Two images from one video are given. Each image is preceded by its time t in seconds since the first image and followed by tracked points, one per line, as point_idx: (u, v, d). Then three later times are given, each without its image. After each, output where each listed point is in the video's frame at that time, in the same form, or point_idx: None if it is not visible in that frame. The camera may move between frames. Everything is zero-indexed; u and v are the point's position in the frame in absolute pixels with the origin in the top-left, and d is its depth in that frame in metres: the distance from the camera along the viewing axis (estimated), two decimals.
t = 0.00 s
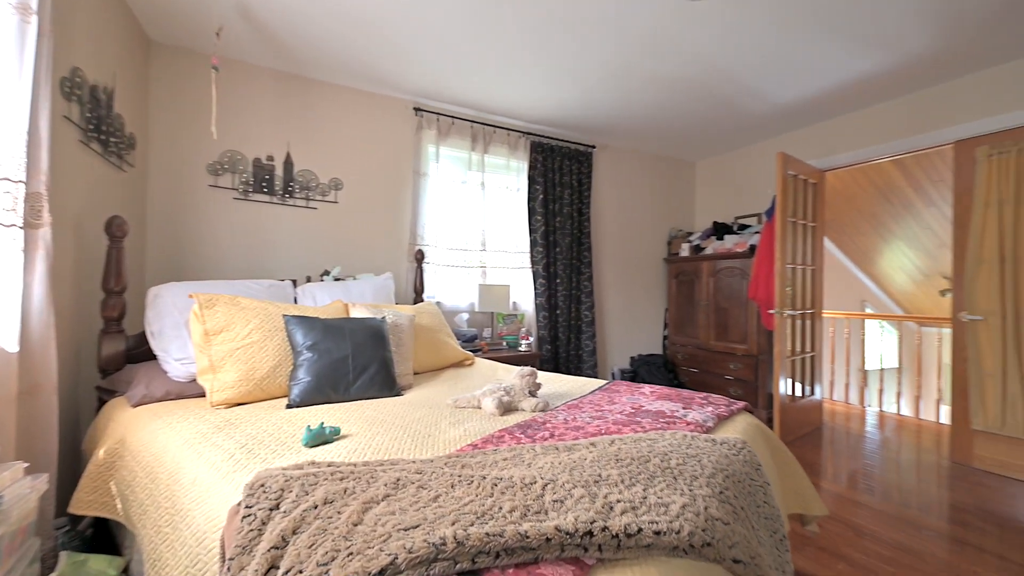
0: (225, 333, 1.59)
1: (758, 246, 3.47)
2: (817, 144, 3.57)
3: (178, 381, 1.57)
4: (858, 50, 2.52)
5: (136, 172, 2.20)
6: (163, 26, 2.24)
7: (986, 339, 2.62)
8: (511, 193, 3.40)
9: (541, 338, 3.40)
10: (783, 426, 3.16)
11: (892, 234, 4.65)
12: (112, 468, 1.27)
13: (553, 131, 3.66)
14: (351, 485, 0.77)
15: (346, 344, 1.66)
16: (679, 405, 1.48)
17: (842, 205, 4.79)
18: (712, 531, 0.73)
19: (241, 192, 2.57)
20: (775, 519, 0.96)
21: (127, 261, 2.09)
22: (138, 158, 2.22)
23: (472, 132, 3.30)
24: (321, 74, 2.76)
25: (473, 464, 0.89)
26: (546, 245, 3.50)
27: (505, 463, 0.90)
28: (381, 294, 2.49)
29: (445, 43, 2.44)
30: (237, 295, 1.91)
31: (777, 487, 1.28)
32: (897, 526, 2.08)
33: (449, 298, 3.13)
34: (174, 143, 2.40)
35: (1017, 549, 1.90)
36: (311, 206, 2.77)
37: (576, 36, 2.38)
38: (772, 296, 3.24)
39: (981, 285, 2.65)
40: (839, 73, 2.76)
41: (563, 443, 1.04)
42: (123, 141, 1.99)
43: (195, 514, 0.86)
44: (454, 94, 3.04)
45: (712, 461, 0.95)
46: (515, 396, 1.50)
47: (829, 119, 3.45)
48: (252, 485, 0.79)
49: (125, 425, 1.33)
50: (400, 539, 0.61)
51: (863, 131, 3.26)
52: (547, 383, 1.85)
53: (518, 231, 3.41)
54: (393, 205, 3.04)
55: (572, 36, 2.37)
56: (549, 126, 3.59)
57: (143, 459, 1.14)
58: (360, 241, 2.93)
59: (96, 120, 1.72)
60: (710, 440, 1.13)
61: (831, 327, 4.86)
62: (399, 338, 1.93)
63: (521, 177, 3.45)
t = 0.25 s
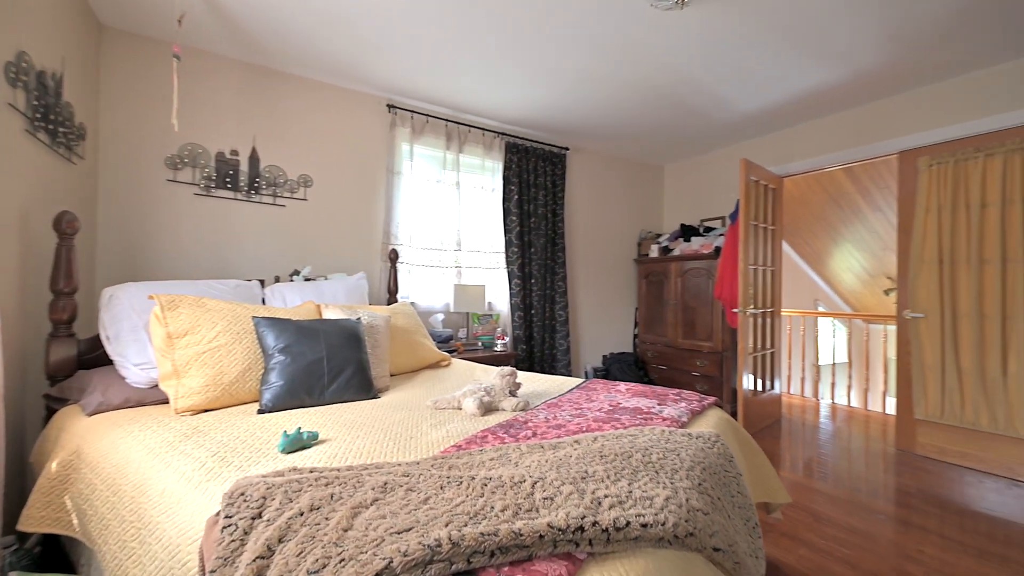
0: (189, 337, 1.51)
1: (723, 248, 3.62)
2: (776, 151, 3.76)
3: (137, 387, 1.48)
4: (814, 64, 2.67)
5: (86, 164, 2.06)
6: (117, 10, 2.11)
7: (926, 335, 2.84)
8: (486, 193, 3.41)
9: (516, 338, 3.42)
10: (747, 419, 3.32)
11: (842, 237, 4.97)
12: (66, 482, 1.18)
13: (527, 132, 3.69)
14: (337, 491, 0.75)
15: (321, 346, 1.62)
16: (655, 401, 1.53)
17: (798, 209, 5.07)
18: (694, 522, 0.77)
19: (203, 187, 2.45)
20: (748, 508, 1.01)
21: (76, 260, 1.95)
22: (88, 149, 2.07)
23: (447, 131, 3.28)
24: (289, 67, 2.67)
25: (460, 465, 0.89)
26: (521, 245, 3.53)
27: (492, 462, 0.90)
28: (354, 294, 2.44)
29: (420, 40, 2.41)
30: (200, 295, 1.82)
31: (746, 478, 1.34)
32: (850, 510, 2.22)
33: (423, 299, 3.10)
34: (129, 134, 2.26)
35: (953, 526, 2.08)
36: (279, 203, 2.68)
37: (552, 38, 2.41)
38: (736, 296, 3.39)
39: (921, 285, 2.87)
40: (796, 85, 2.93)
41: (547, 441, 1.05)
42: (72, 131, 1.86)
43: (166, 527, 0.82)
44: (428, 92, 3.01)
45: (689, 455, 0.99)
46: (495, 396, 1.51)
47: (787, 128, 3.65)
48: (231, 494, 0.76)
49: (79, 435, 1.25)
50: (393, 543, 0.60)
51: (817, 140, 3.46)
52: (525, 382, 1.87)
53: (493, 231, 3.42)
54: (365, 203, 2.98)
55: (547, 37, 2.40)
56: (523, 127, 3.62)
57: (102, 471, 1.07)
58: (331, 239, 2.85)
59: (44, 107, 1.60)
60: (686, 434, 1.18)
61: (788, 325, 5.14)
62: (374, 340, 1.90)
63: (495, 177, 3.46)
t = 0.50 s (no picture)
0: (156, 339, 1.44)
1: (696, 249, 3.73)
2: (745, 156, 3.91)
3: (98, 393, 1.40)
4: (781, 73, 2.80)
5: (38, 155, 1.93)
6: None
7: (882, 332, 3.02)
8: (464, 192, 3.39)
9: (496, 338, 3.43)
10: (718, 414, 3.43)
11: (805, 239, 5.21)
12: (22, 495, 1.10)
13: (505, 132, 3.69)
14: (325, 495, 0.73)
15: (298, 348, 1.57)
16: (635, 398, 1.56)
17: (764, 212, 5.28)
18: (681, 514, 0.79)
19: (167, 182, 2.34)
20: (728, 500, 1.05)
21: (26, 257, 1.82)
22: (40, 139, 1.94)
23: (425, 129, 3.25)
24: (260, 59, 2.58)
25: (450, 466, 0.89)
26: (500, 245, 3.53)
27: (482, 462, 0.90)
28: (331, 294, 2.38)
29: (399, 35, 2.38)
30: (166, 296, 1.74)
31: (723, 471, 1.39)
32: (814, 499, 2.34)
33: (401, 299, 3.06)
34: (86, 124, 2.13)
35: (907, 511, 2.22)
36: (250, 200, 2.58)
37: (532, 39, 2.42)
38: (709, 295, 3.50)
39: (878, 285, 3.04)
40: (764, 93, 3.05)
41: (535, 440, 1.06)
42: (23, 119, 1.74)
43: (140, 539, 0.78)
44: (406, 89, 2.97)
45: (673, 450, 1.01)
46: (478, 396, 1.50)
47: (755, 134, 3.80)
48: (212, 501, 0.73)
49: (36, 445, 1.17)
50: (389, 546, 0.59)
51: (783, 146, 3.62)
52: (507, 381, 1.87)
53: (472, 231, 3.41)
54: (342, 200, 2.91)
55: (528, 38, 2.41)
56: (502, 126, 3.62)
57: (64, 482, 1.01)
58: (305, 238, 2.77)
59: None
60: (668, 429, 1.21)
61: (756, 323, 5.35)
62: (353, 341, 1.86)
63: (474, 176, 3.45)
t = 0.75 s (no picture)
0: (130, 340, 1.38)
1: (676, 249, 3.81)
2: (723, 159, 4.02)
3: (68, 398, 1.34)
4: (757, 79, 2.88)
5: None
6: None
7: (852, 329, 3.15)
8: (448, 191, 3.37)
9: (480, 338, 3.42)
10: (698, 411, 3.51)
11: (778, 240, 5.40)
12: None
13: (489, 131, 3.69)
14: (321, 498, 0.72)
15: (282, 349, 1.53)
16: (623, 396, 1.58)
17: (739, 214, 5.44)
18: (675, 509, 0.81)
19: (138, 176, 2.24)
20: (717, 493, 1.08)
21: None
22: None
23: (409, 127, 3.21)
24: (238, 51, 2.50)
25: (446, 466, 0.88)
26: (484, 245, 3.53)
27: (478, 462, 0.90)
28: (312, 294, 2.33)
29: (384, 31, 2.35)
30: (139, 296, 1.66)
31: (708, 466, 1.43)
32: (790, 491, 2.42)
33: (385, 299, 3.01)
34: (49, 115, 2.02)
35: (875, 500, 2.32)
36: (226, 196, 2.50)
37: (517, 39, 2.43)
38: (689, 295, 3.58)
39: (848, 284, 3.17)
40: (741, 98, 3.15)
41: (528, 438, 1.06)
42: None
43: (124, 549, 0.75)
44: (390, 86, 2.93)
45: (663, 446, 1.03)
46: (468, 396, 1.50)
47: (732, 138, 3.91)
48: (202, 508, 0.71)
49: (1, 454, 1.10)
50: (392, 548, 0.58)
51: (759, 150, 3.74)
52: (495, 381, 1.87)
53: (456, 230, 3.39)
54: (323, 198, 2.86)
55: (513, 37, 2.42)
56: (486, 126, 3.62)
57: (35, 492, 0.96)
58: (285, 236, 2.70)
59: None
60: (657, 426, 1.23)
61: (732, 322, 5.51)
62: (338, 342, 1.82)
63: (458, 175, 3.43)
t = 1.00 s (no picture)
0: (108, 341, 1.33)
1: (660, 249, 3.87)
2: (705, 161, 4.10)
3: (42, 402, 1.29)
4: (740, 83, 2.95)
5: None
6: None
7: (828, 327, 3.26)
8: (435, 190, 3.35)
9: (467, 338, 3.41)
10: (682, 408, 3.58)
11: (757, 241, 5.54)
12: None
13: (476, 130, 3.68)
14: (319, 500, 0.71)
15: (268, 350, 1.50)
16: (612, 394, 1.60)
17: (720, 215, 5.56)
18: (671, 502, 0.82)
19: (112, 171, 2.16)
20: (709, 487, 1.10)
21: None
22: None
23: (395, 124, 3.18)
24: (219, 43, 2.43)
25: (443, 465, 0.88)
26: (472, 244, 3.52)
27: (475, 460, 0.90)
28: (297, 293, 2.28)
29: (371, 26, 2.32)
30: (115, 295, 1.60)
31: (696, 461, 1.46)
32: (772, 485, 2.49)
33: (370, 298, 2.98)
34: (16, 106, 1.93)
35: (852, 492, 2.40)
36: (206, 193, 2.43)
37: (506, 38, 2.43)
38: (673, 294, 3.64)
39: (825, 283, 3.28)
40: (724, 101, 3.21)
41: (524, 436, 1.07)
42: None
43: (111, 558, 0.72)
44: (376, 83, 2.90)
45: (656, 442, 1.05)
46: (459, 395, 1.49)
47: (714, 140, 3.99)
48: (194, 512, 0.69)
49: None
50: (396, 548, 0.58)
51: (740, 152, 3.83)
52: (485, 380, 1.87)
53: (443, 229, 3.37)
54: (307, 196, 2.81)
55: (502, 36, 2.42)
56: (473, 125, 3.61)
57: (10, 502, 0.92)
58: (267, 234, 2.65)
59: None
60: (648, 422, 1.25)
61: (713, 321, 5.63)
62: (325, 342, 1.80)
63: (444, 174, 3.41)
